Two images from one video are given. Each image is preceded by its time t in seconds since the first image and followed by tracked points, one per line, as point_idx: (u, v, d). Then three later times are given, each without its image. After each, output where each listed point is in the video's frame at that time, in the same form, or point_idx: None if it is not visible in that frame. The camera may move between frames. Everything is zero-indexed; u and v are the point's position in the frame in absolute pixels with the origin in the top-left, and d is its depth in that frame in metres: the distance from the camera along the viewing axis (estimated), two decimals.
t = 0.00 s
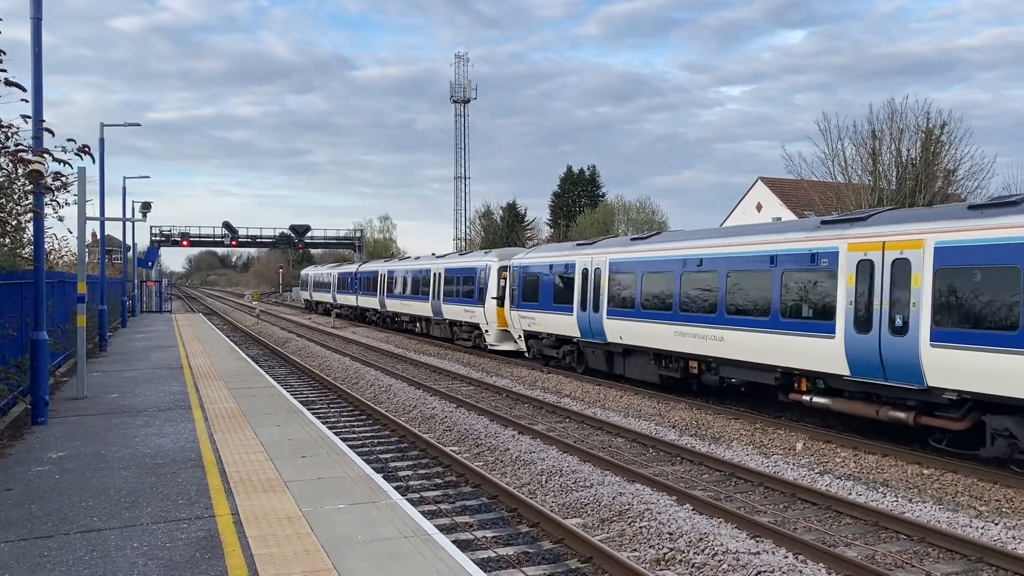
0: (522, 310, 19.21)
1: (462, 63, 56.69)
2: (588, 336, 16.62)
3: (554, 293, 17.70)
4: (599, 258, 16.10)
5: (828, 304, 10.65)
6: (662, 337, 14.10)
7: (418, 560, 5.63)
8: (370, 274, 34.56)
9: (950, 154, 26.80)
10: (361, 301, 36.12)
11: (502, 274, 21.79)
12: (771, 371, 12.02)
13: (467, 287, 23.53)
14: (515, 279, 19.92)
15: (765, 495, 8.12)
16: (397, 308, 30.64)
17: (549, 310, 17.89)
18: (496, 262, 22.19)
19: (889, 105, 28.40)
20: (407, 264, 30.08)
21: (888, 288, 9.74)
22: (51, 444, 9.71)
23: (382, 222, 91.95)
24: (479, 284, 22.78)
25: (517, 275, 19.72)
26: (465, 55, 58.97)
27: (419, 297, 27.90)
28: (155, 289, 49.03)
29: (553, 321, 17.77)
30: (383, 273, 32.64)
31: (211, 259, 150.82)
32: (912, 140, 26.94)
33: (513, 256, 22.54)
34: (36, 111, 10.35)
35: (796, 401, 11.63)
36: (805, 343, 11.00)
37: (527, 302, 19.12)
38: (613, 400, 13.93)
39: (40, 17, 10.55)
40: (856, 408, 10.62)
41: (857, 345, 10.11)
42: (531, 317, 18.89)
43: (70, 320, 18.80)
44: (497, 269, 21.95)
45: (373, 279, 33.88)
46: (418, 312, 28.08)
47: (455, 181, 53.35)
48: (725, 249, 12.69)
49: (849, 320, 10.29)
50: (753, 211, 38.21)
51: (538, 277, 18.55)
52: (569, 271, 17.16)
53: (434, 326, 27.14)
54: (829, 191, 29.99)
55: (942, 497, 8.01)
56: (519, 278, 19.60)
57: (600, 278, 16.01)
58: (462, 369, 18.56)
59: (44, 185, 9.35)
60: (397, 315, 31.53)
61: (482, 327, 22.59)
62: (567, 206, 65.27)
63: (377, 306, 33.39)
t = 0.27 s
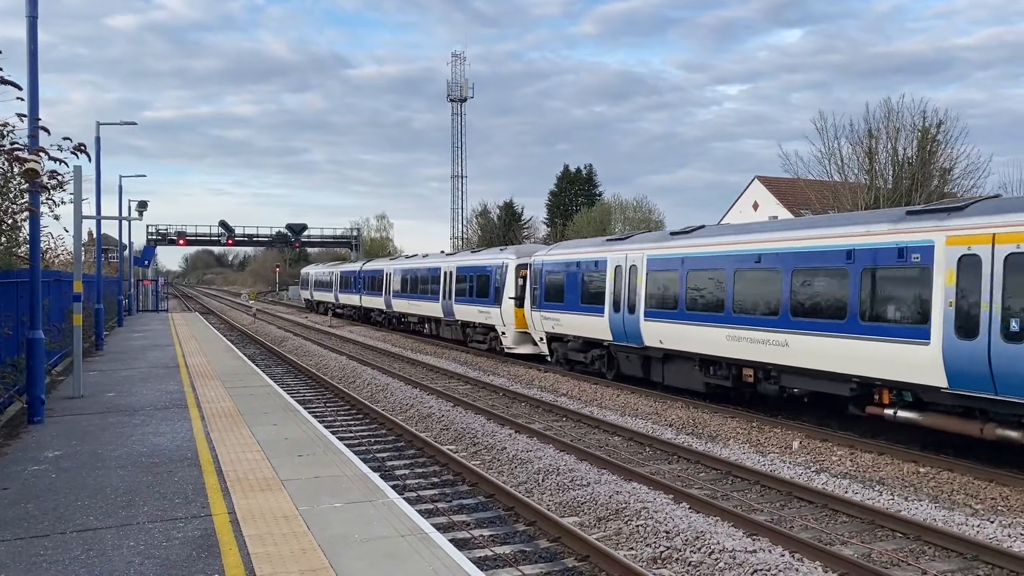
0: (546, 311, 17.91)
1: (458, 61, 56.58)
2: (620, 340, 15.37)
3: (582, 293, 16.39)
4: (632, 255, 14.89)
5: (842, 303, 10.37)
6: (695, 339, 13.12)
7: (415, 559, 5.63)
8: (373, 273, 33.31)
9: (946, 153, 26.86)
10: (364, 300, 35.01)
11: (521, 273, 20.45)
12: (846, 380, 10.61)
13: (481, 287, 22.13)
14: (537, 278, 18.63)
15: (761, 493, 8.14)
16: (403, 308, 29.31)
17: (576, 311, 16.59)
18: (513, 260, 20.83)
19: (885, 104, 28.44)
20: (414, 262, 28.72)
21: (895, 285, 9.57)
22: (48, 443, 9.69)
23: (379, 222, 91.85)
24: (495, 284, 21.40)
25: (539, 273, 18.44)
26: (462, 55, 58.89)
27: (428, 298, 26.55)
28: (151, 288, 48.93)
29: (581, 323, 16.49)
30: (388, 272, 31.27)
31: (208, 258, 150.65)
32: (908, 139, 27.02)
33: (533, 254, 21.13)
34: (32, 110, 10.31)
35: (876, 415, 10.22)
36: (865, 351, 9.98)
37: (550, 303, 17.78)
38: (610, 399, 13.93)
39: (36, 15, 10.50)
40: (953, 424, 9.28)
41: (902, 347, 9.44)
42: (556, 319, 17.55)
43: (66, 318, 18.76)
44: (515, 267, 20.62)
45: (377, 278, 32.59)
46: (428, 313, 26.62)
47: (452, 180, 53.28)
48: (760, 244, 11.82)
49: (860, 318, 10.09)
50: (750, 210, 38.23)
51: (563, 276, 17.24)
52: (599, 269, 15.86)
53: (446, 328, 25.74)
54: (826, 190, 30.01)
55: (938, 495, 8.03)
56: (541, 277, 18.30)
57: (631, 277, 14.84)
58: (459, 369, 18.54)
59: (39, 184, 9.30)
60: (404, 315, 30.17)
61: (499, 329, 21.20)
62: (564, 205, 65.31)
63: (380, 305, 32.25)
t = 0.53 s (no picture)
0: (573, 312, 16.43)
1: (455, 61, 56.55)
2: (661, 344, 13.87)
3: (615, 292, 14.90)
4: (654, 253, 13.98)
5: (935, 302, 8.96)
6: (722, 340, 12.24)
7: (411, 558, 5.63)
8: (377, 271, 32.04)
9: (942, 152, 26.92)
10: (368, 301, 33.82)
11: (542, 271, 19.05)
12: (942, 394, 9.13)
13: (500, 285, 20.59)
14: (561, 276, 17.16)
15: (758, 492, 8.15)
16: (411, 308, 27.92)
17: (608, 313, 15.14)
18: (534, 257, 19.39)
19: (882, 103, 28.47)
20: (424, 260, 27.29)
21: (1006, 284, 8.16)
22: (44, 442, 9.67)
23: (376, 220, 91.76)
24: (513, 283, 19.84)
25: (564, 271, 17.01)
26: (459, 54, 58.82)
27: (439, 298, 25.08)
28: (147, 286, 48.82)
29: (614, 326, 15.04)
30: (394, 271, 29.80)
31: (204, 257, 150.49)
32: (905, 139, 27.06)
33: (555, 251, 19.64)
34: (28, 109, 10.28)
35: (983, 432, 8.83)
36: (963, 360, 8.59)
37: (578, 305, 16.33)
38: (606, 398, 13.93)
39: (32, 14, 10.48)
40: None
41: (1022, 358, 7.99)
42: (586, 321, 16.07)
43: (63, 318, 18.72)
44: (536, 265, 19.12)
45: (383, 276, 31.20)
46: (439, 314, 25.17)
47: (449, 178, 53.21)
48: (791, 241, 11.09)
49: (962, 322, 8.63)
50: (747, 208, 38.26)
51: (593, 273, 15.79)
52: (636, 266, 14.41)
53: (458, 330, 24.36)
54: (822, 189, 30.04)
55: (934, 493, 8.05)
56: (567, 275, 16.85)
57: (676, 275, 13.31)
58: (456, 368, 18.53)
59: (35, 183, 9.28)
60: (412, 316, 28.77)
61: (518, 332, 19.69)
62: (561, 204, 65.33)
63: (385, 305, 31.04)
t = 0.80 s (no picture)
0: (604, 314, 14.96)
1: (451, 60, 56.52)
2: (709, 350, 12.41)
3: (654, 293, 13.49)
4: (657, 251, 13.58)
5: (946, 301, 8.70)
6: (723, 340, 12.00)
7: (408, 558, 5.62)
8: (383, 270, 30.72)
9: (938, 151, 26.99)
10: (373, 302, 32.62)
11: (567, 270, 17.72)
12: None
13: (519, 285, 19.34)
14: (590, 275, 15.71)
15: (755, 491, 8.16)
16: (421, 309, 26.54)
17: (645, 315, 13.70)
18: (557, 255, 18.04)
19: (878, 102, 28.52)
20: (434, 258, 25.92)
21: (1008, 286, 8.03)
22: (40, 441, 9.65)
23: (372, 219, 91.66)
24: (535, 284, 18.57)
25: (592, 267, 15.56)
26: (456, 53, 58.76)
27: (451, 298, 23.70)
28: (144, 286, 48.69)
29: (653, 330, 13.59)
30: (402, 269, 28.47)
31: (201, 256, 150.24)
32: (901, 138, 27.13)
33: (580, 249, 18.26)
34: (23, 108, 10.25)
35: None
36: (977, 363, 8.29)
37: (611, 306, 14.84)
38: (603, 397, 13.93)
39: (27, 13, 10.45)
40: None
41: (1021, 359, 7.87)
42: (620, 323, 14.56)
43: (59, 317, 18.68)
44: (560, 263, 17.78)
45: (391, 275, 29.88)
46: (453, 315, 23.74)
47: (446, 177, 53.14)
48: (789, 240, 10.91)
49: (962, 323, 8.49)
50: (744, 207, 38.30)
51: (628, 271, 14.33)
52: (679, 264, 12.97)
53: (472, 332, 22.94)
54: (819, 188, 30.10)
55: (931, 492, 8.07)
56: (597, 273, 15.36)
57: (724, 274, 11.96)
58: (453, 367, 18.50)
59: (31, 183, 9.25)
60: (421, 316, 27.38)
61: (541, 335, 18.40)
62: (558, 203, 65.34)
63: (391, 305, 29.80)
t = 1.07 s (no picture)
0: (642, 316, 13.75)
1: (447, 59, 56.49)
2: (767, 356, 11.27)
3: (702, 293, 12.34)
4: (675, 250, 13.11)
5: (957, 300, 8.58)
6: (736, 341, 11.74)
7: (406, 557, 5.62)
8: (390, 269, 29.49)
9: (934, 150, 27.09)
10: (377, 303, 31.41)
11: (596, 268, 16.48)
12: None
13: (543, 285, 18.06)
14: (623, 273, 14.51)
15: (752, 489, 8.18)
16: (432, 309, 25.23)
17: (692, 318, 12.55)
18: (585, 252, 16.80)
19: (874, 102, 28.56)
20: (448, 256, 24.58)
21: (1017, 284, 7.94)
22: (36, 441, 9.62)
23: (368, 219, 91.47)
24: (561, 284, 17.30)
25: (626, 267, 14.35)
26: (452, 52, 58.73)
27: (466, 298, 22.38)
28: (140, 285, 48.55)
29: (701, 334, 12.41)
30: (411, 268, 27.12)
31: (197, 255, 150.03)
32: (897, 137, 27.22)
33: (611, 247, 17.01)
34: (19, 107, 10.22)
35: None
36: (1000, 363, 8.05)
37: (650, 308, 13.62)
38: (601, 396, 13.92)
39: (23, 12, 10.42)
40: None
41: None
42: (662, 327, 13.35)
43: (55, 316, 18.63)
44: (589, 261, 16.55)
45: (398, 274, 28.61)
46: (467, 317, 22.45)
47: (443, 176, 53.10)
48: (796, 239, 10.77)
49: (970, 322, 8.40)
50: (740, 207, 38.35)
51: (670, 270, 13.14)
52: (732, 263, 11.82)
53: (488, 335, 21.70)
54: (815, 188, 30.17)
55: (927, 490, 8.09)
56: (633, 272, 14.12)
57: (788, 274, 10.83)
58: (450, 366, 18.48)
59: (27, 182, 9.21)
60: (431, 317, 26.09)
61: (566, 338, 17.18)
62: (554, 202, 65.35)
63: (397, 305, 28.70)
